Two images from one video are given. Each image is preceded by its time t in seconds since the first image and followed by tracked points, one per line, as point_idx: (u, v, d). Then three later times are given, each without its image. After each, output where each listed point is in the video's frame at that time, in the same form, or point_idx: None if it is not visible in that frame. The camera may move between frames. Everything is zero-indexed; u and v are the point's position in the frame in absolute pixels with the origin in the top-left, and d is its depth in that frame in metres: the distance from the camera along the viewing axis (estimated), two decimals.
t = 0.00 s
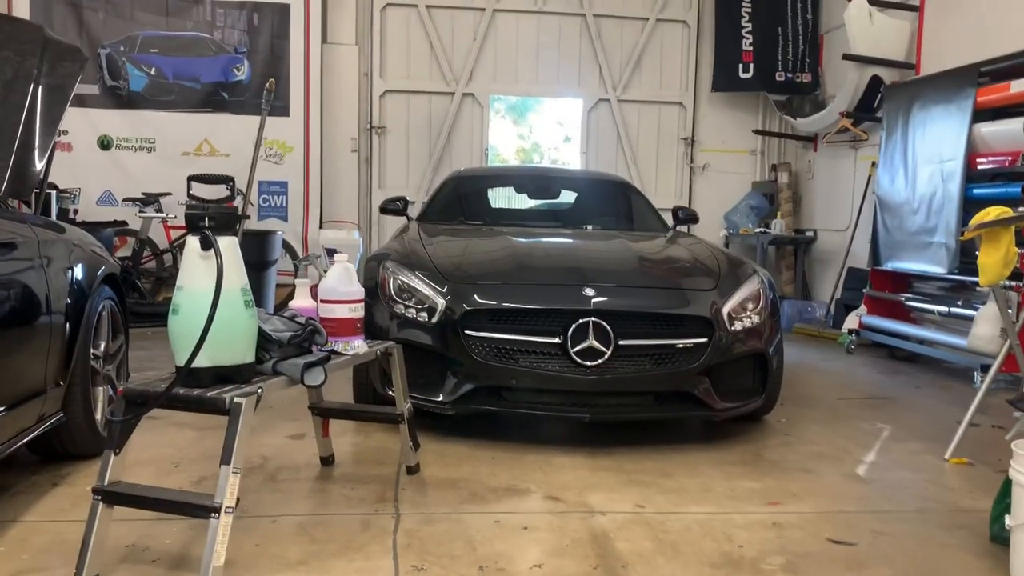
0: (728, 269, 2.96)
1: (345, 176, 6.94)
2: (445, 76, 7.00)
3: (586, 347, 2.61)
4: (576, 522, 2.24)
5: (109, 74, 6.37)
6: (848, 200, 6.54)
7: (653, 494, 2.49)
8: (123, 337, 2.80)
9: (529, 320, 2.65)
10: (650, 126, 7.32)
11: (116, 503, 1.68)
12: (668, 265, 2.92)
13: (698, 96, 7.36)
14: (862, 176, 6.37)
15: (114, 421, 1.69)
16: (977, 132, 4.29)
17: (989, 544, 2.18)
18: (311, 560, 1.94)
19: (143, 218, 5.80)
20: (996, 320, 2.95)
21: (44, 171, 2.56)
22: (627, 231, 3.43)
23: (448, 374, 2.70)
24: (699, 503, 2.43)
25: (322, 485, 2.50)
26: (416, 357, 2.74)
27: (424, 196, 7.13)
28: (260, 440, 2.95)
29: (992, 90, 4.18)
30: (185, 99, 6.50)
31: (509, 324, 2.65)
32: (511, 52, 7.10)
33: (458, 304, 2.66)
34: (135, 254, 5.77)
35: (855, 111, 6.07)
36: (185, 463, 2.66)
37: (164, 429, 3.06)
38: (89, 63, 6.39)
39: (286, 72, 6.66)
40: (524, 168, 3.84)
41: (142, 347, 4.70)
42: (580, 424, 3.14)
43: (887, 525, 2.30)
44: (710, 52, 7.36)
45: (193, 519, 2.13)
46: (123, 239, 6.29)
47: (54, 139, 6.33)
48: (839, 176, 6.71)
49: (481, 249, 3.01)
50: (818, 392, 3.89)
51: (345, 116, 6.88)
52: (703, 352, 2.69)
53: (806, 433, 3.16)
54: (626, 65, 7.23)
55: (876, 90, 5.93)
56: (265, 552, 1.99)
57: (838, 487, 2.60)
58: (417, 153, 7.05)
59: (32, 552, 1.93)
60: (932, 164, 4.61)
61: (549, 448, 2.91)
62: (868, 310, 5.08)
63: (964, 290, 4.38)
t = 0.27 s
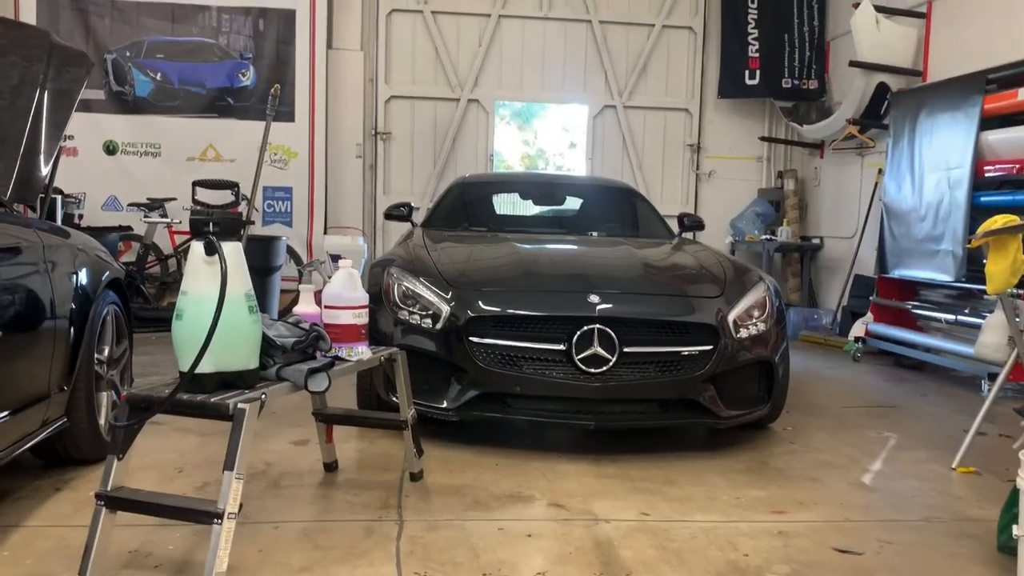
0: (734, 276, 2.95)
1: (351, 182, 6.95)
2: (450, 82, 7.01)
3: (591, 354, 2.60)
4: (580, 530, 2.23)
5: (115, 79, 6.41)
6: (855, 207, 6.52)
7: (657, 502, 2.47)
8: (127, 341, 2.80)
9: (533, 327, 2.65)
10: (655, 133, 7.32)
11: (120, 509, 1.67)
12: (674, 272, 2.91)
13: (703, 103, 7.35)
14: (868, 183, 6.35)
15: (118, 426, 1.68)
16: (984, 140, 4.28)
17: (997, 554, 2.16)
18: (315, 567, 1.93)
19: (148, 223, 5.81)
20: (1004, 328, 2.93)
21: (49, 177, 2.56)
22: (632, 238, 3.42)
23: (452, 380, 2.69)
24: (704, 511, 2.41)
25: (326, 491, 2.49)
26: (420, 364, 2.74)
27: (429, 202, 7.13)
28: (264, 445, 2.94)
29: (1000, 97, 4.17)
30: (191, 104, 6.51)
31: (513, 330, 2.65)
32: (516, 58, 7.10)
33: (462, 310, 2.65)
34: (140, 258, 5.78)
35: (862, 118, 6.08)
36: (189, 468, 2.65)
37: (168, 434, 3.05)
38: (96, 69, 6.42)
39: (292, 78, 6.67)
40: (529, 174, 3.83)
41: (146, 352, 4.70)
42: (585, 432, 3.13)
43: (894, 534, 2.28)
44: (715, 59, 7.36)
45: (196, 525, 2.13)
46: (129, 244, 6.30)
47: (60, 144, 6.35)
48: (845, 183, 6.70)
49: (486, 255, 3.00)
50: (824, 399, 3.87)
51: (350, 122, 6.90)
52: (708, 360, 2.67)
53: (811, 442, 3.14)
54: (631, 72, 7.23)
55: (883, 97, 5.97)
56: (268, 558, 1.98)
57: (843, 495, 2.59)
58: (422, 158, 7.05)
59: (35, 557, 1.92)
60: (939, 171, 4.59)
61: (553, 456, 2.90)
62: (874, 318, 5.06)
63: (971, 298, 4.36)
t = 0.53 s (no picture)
0: (737, 279, 2.95)
1: (355, 184, 6.96)
2: (453, 84, 7.02)
3: (594, 356, 2.61)
4: (583, 532, 2.23)
5: (120, 82, 6.43)
6: (858, 209, 6.51)
7: (660, 504, 2.47)
8: (131, 343, 2.80)
9: (537, 329, 2.65)
10: (658, 135, 7.32)
11: (123, 510, 1.67)
12: (677, 274, 2.92)
13: (707, 105, 7.35)
14: (871, 185, 6.34)
15: (122, 428, 1.68)
16: (988, 142, 4.27)
17: (1001, 557, 2.15)
18: (318, 568, 1.94)
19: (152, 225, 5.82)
20: (1008, 331, 2.93)
21: (54, 180, 2.57)
22: (635, 240, 3.42)
23: (456, 382, 2.70)
24: (707, 514, 2.41)
25: (329, 493, 2.49)
26: (423, 366, 2.74)
27: (433, 204, 7.14)
28: (267, 447, 2.95)
29: (1003, 100, 4.16)
30: (195, 107, 6.52)
31: (517, 332, 2.65)
32: (520, 60, 7.11)
33: (466, 312, 2.65)
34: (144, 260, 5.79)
35: (865, 120, 6.07)
36: (193, 470, 2.66)
37: (172, 436, 3.06)
38: (101, 72, 6.44)
39: (296, 80, 6.69)
40: (533, 177, 3.84)
41: (150, 354, 4.71)
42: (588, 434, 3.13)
43: (898, 537, 2.28)
44: (719, 61, 7.36)
45: (200, 526, 2.13)
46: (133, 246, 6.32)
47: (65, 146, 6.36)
48: (849, 185, 6.70)
49: (490, 258, 3.00)
50: (827, 402, 3.87)
51: (354, 125, 6.91)
52: (712, 362, 2.67)
53: (815, 444, 3.14)
54: (635, 74, 7.23)
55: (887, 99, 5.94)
56: (271, 560, 1.98)
57: (847, 498, 2.58)
58: (426, 161, 7.06)
59: (39, 559, 1.93)
60: (943, 173, 4.58)
61: (556, 457, 2.90)
62: (877, 320, 5.05)
63: (975, 300, 4.35)
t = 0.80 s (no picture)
0: (739, 279, 2.95)
1: (357, 185, 6.97)
2: (455, 85, 7.02)
3: (596, 357, 2.61)
4: (585, 533, 2.23)
5: (122, 83, 6.43)
6: (861, 210, 6.51)
7: (662, 505, 2.47)
8: (134, 344, 2.81)
9: (539, 330, 2.65)
10: (660, 136, 7.32)
11: (126, 511, 1.67)
12: (679, 275, 2.91)
13: (709, 106, 7.35)
14: (874, 186, 6.34)
15: (124, 429, 1.69)
16: (991, 143, 4.26)
17: (1004, 558, 2.15)
18: (320, 569, 1.94)
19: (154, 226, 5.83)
20: (1010, 331, 2.93)
21: (56, 181, 2.57)
22: (636, 241, 3.42)
23: (457, 383, 2.70)
24: (708, 514, 2.41)
25: (331, 494, 2.49)
26: (425, 367, 2.74)
27: (435, 205, 7.14)
28: (269, 448, 2.95)
29: (1006, 100, 4.15)
30: (197, 108, 6.53)
31: (519, 333, 2.65)
32: (522, 61, 7.12)
33: (467, 313, 2.66)
34: (146, 261, 5.80)
35: (866, 121, 6.07)
36: (195, 470, 2.66)
37: (174, 437, 3.06)
38: (103, 73, 6.45)
39: (298, 81, 6.69)
40: (535, 178, 3.84)
41: (152, 355, 4.71)
42: (590, 434, 3.13)
43: (900, 538, 2.28)
44: (721, 62, 7.35)
45: (202, 527, 2.13)
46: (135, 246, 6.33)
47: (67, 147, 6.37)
48: (851, 186, 6.69)
49: (491, 258, 3.00)
50: (829, 403, 3.87)
51: (356, 126, 6.91)
52: (714, 363, 2.67)
53: (817, 445, 3.13)
54: (636, 75, 7.23)
55: (889, 100, 5.92)
56: (273, 561, 1.98)
57: (849, 499, 2.58)
58: (428, 162, 7.06)
59: (41, 559, 1.93)
60: (945, 174, 4.58)
61: (558, 458, 2.90)
62: (880, 321, 5.05)
63: (977, 300, 4.35)
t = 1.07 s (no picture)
0: (740, 280, 2.95)
1: (358, 186, 6.97)
2: (456, 85, 7.02)
3: (597, 357, 2.61)
4: (586, 534, 2.23)
5: (124, 83, 6.44)
6: (862, 210, 6.50)
7: (663, 505, 2.47)
8: (135, 344, 2.81)
9: (540, 330, 2.65)
10: (662, 136, 7.32)
11: (127, 511, 1.67)
12: (680, 276, 2.91)
13: (710, 106, 7.35)
14: (875, 187, 6.33)
15: (125, 429, 1.69)
16: (992, 144, 4.25)
17: (1005, 559, 2.15)
18: (321, 569, 1.94)
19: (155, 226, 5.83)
20: (1011, 332, 2.93)
21: (57, 181, 2.57)
22: (638, 241, 3.42)
23: (458, 383, 2.70)
24: (709, 515, 2.41)
25: (331, 494, 2.49)
26: (426, 367, 2.74)
27: (436, 205, 7.14)
28: (270, 448, 2.95)
29: (1007, 101, 4.15)
30: (198, 108, 6.54)
31: (520, 334, 2.65)
32: (523, 61, 7.12)
33: (469, 313, 2.66)
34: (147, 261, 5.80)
35: (867, 122, 6.07)
36: (196, 471, 2.66)
37: (175, 437, 3.06)
38: (104, 73, 6.46)
39: (299, 82, 6.69)
40: (535, 178, 3.84)
41: (153, 355, 4.71)
42: (591, 435, 3.13)
43: (901, 539, 2.27)
44: (722, 62, 7.35)
45: (203, 527, 2.14)
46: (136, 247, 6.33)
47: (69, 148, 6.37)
48: (852, 186, 6.69)
49: (493, 259, 3.00)
50: (831, 403, 3.87)
51: (356, 126, 6.92)
52: (715, 363, 2.67)
53: (818, 446, 3.13)
54: (637, 75, 7.23)
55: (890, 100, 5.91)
56: (274, 561, 1.98)
57: (850, 499, 2.58)
58: (429, 162, 7.07)
59: (42, 559, 1.93)
60: (946, 174, 4.58)
61: (559, 459, 2.90)
62: (881, 321, 5.05)
63: (979, 301, 4.34)
